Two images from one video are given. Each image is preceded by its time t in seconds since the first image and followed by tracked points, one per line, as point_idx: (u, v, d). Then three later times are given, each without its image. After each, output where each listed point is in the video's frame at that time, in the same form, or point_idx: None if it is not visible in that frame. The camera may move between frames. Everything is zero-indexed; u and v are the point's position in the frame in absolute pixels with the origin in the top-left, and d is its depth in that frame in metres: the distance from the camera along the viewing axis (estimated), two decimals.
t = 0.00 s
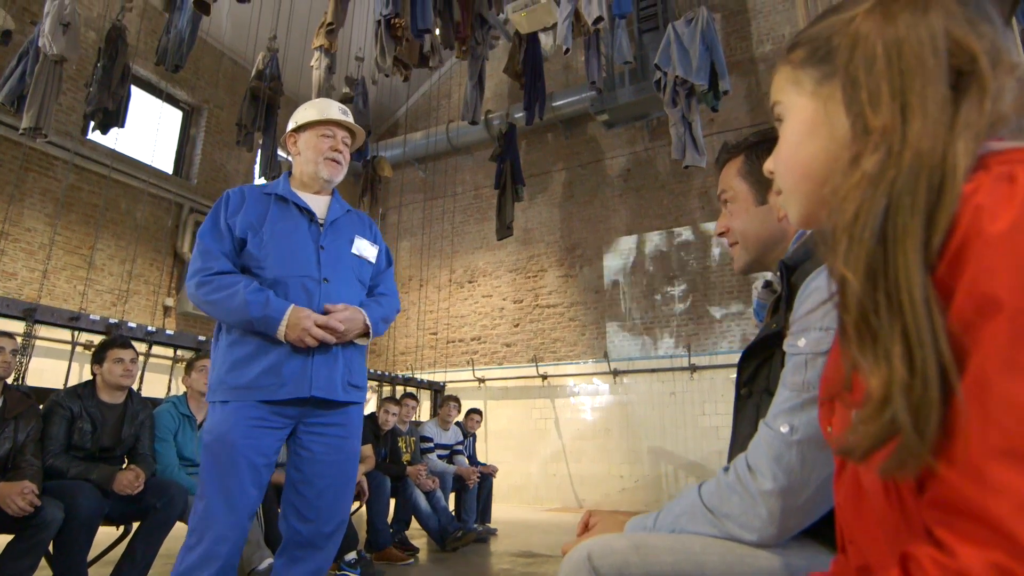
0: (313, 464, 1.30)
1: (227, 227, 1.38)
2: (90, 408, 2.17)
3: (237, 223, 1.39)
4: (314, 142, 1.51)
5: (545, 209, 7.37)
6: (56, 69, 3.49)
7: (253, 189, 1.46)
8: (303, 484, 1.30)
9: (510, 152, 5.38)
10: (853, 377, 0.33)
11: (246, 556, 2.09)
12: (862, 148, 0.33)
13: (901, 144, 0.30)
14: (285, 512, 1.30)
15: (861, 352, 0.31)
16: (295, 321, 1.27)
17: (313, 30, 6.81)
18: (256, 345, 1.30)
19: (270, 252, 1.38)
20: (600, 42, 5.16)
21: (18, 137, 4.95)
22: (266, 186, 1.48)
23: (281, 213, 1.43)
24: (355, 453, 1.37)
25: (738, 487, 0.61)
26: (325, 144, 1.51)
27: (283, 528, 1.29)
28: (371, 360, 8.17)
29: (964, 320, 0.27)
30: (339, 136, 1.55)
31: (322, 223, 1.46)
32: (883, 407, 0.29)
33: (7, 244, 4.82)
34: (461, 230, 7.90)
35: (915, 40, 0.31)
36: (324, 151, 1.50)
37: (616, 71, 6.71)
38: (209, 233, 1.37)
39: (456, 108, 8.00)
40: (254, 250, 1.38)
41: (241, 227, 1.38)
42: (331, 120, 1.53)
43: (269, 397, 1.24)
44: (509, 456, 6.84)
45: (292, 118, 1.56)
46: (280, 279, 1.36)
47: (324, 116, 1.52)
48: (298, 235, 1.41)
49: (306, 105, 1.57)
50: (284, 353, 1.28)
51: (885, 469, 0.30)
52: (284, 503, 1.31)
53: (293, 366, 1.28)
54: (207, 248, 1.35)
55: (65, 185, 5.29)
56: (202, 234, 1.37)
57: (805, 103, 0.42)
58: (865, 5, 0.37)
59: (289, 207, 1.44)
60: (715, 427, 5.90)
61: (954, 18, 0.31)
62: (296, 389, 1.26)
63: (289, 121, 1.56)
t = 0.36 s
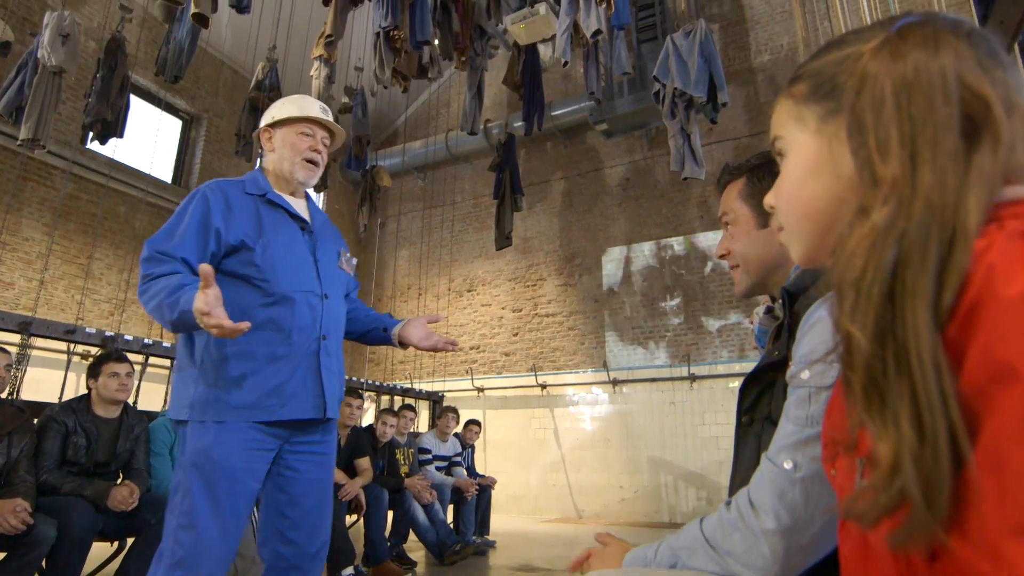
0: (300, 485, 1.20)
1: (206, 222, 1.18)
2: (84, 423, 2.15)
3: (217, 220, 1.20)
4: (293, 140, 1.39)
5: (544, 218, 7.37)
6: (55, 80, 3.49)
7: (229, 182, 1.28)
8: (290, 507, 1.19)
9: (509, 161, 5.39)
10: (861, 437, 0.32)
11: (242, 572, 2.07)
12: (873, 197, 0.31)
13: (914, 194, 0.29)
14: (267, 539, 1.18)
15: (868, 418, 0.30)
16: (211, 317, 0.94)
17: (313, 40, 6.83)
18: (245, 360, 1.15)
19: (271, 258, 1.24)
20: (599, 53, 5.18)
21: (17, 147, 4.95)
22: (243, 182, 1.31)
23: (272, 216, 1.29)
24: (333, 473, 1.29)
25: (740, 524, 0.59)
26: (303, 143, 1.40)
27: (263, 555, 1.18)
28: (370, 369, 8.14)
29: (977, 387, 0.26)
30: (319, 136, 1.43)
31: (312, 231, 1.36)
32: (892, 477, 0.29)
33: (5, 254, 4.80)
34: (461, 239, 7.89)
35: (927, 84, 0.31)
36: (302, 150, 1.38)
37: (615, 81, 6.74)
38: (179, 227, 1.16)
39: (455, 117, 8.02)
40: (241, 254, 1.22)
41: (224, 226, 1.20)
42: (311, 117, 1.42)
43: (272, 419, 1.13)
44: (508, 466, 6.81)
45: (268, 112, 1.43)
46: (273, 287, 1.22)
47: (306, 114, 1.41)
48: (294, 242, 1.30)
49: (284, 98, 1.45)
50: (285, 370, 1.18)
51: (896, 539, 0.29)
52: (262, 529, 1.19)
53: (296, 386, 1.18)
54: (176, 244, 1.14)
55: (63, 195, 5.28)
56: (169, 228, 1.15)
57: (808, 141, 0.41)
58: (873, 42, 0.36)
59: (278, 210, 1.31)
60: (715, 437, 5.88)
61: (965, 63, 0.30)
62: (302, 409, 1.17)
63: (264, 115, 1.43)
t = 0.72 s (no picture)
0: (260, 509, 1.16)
1: (189, 232, 1.13)
2: (77, 440, 2.13)
3: (199, 229, 1.15)
4: (274, 143, 1.36)
5: (542, 228, 7.38)
6: (53, 93, 3.48)
7: (209, 187, 1.23)
8: (245, 528, 1.14)
9: (507, 173, 5.38)
10: (866, 507, 0.31)
11: None
12: (880, 257, 0.30)
13: (922, 256, 0.28)
14: (216, 561, 1.11)
15: (877, 492, 0.29)
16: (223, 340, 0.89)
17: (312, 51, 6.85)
18: (221, 379, 1.11)
19: (252, 276, 1.20)
20: (598, 65, 5.19)
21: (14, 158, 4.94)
22: (221, 186, 1.26)
23: (252, 229, 1.26)
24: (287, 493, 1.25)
25: (740, 566, 0.58)
26: (283, 147, 1.38)
27: None
28: (367, 379, 8.12)
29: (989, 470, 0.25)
30: (299, 141, 1.41)
31: (287, 246, 1.34)
32: (903, 557, 0.28)
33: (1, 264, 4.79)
34: (459, 249, 7.89)
35: (935, 138, 0.30)
36: (283, 156, 1.36)
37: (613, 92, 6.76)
38: (161, 233, 1.10)
39: (453, 127, 8.03)
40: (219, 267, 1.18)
41: (207, 237, 1.16)
42: (294, 122, 1.39)
43: (244, 446, 1.10)
44: (506, 477, 6.78)
45: (243, 105, 1.39)
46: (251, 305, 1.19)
47: (288, 117, 1.38)
48: (273, 258, 1.27)
49: (262, 93, 1.41)
50: (260, 394, 1.15)
51: None
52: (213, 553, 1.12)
53: (271, 412, 1.16)
54: (157, 252, 1.08)
55: (61, 206, 5.27)
56: (150, 233, 1.09)
57: (811, 187, 0.39)
58: (878, 88, 0.35)
59: (257, 222, 1.28)
60: (715, 449, 5.85)
61: (974, 115, 0.30)
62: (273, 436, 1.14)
63: (239, 108, 1.38)
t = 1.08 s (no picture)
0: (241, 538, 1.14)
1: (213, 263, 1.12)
2: (70, 460, 2.11)
3: (217, 258, 1.14)
4: (263, 159, 1.35)
5: (541, 240, 7.37)
6: (51, 107, 3.48)
7: (213, 209, 1.19)
8: (221, 557, 1.08)
9: (506, 186, 5.38)
10: None
11: None
12: (890, 331, 0.30)
13: (937, 333, 0.27)
14: None
15: None
16: (303, 393, 1.15)
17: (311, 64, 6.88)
18: (228, 409, 1.11)
19: (261, 305, 1.21)
20: (596, 78, 5.21)
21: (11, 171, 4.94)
22: (226, 208, 1.22)
23: (257, 255, 1.25)
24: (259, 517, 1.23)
25: None
26: (275, 162, 1.37)
27: None
28: (365, 391, 8.08)
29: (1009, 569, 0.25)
30: (285, 154, 1.40)
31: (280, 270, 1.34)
32: None
33: None
34: (458, 261, 7.87)
35: (949, 206, 0.29)
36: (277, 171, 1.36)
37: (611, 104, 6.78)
38: (195, 265, 1.09)
39: (452, 139, 8.05)
40: (231, 294, 1.16)
41: (226, 266, 1.15)
42: (281, 134, 1.38)
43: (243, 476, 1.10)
44: (504, 491, 6.73)
45: (224, 123, 1.36)
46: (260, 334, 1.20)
47: (275, 130, 1.37)
48: (273, 284, 1.27)
49: (241, 108, 1.39)
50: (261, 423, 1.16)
51: None
52: None
53: (267, 442, 1.17)
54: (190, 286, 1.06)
55: (58, 218, 5.26)
56: (187, 263, 1.08)
57: (815, 241, 0.38)
58: (887, 144, 0.34)
59: (258, 247, 1.26)
60: (715, 462, 5.81)
61: (988, 182, 0.29)
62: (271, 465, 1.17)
63: (222, 127, 1.35)
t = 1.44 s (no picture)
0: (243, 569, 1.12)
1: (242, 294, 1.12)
2: (62, 482, 2.08)
3: (244, 290, 1.14)
4: (266, 189, 1.34)
5: (540, 253, 7.37)
6: (49, 122, 3.48)
7: (232, 240, 1.20)
8: None
9: (505, 200, 5.38)
10: None
11: None
12: (909, 423, 0.29)
13: (959, 428, 0.27)
14: None
15: None
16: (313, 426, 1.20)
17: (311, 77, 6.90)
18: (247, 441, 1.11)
19: (279, 337, 1.21)
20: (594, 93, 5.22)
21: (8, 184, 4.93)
22: (242, 241, 1.23)
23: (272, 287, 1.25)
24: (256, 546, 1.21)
25: None
26: (277, 191, 1.36)
27: None
28: (363, 404, 8.04)
29: None
30: (288, 182, 1.39)
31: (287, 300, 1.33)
32: None
33: None
34: (457, 273, 7.86)
35: (969, 293, 0.28)
36: (280, 200, 1.35)
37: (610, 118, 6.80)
38: (231, 297, 1.09)
39: (451, 152, 8.06)
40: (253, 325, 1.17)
41: (252, 297, 1.16)
42: (283, 163, 1.37)
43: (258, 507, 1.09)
44: (503, 506, 6.67)
45: (225, 154, 1.35)
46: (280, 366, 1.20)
47: (276, 158, 1.36)
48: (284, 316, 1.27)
49: (241, 137, 1.38)
50: (275, 454, 1.15)
51: None
52: None
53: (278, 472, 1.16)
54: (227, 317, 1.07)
55: (56, 231, 5.25)
56: (226, 296, 1.09)
57: (821, 306, 0.36)
58: (899, 210, 0.33)
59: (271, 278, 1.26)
60: (715, 477, 5.76)
61: (1011, 261, 0.28)
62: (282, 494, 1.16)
63: (222, 157, 1.34)
